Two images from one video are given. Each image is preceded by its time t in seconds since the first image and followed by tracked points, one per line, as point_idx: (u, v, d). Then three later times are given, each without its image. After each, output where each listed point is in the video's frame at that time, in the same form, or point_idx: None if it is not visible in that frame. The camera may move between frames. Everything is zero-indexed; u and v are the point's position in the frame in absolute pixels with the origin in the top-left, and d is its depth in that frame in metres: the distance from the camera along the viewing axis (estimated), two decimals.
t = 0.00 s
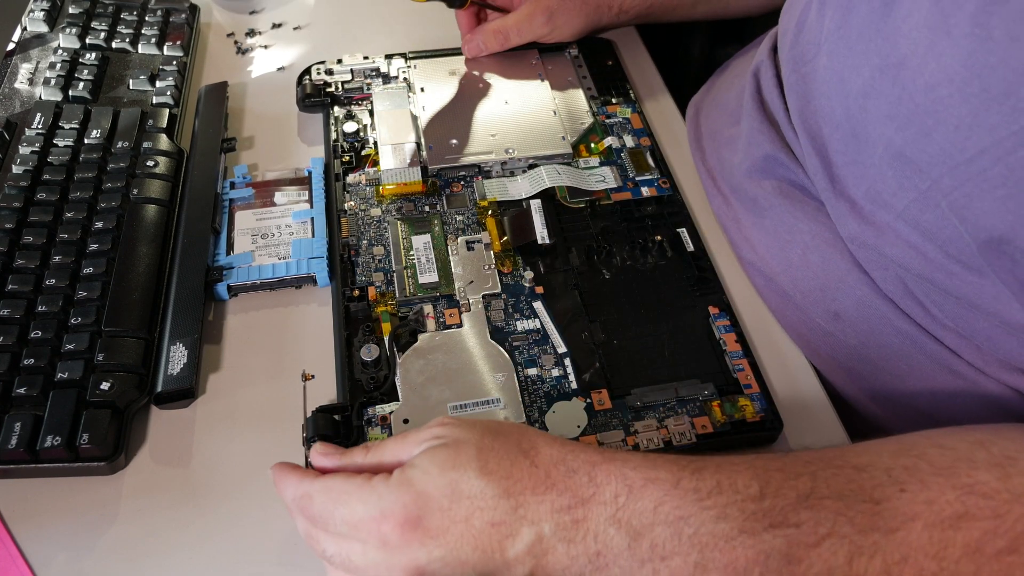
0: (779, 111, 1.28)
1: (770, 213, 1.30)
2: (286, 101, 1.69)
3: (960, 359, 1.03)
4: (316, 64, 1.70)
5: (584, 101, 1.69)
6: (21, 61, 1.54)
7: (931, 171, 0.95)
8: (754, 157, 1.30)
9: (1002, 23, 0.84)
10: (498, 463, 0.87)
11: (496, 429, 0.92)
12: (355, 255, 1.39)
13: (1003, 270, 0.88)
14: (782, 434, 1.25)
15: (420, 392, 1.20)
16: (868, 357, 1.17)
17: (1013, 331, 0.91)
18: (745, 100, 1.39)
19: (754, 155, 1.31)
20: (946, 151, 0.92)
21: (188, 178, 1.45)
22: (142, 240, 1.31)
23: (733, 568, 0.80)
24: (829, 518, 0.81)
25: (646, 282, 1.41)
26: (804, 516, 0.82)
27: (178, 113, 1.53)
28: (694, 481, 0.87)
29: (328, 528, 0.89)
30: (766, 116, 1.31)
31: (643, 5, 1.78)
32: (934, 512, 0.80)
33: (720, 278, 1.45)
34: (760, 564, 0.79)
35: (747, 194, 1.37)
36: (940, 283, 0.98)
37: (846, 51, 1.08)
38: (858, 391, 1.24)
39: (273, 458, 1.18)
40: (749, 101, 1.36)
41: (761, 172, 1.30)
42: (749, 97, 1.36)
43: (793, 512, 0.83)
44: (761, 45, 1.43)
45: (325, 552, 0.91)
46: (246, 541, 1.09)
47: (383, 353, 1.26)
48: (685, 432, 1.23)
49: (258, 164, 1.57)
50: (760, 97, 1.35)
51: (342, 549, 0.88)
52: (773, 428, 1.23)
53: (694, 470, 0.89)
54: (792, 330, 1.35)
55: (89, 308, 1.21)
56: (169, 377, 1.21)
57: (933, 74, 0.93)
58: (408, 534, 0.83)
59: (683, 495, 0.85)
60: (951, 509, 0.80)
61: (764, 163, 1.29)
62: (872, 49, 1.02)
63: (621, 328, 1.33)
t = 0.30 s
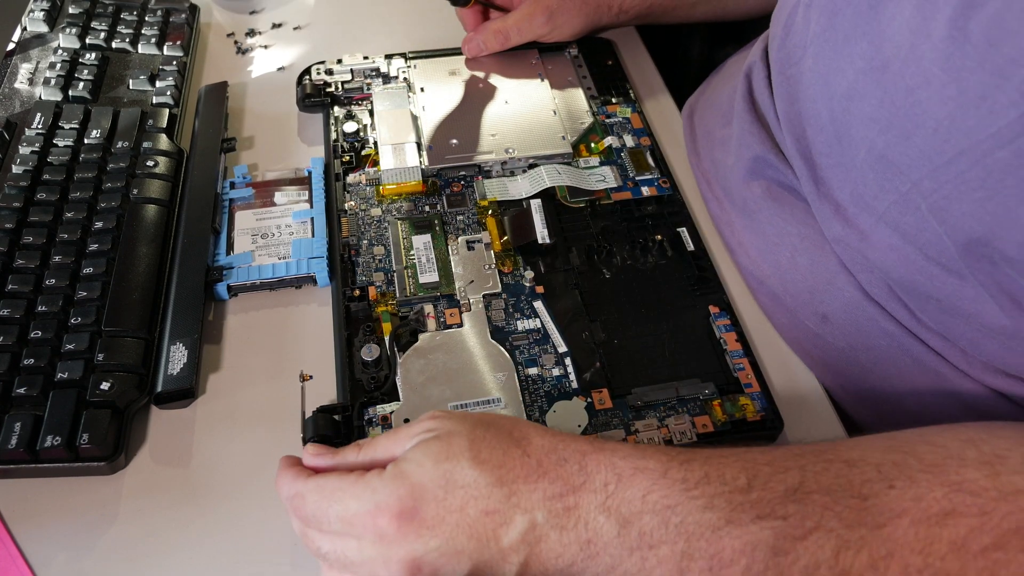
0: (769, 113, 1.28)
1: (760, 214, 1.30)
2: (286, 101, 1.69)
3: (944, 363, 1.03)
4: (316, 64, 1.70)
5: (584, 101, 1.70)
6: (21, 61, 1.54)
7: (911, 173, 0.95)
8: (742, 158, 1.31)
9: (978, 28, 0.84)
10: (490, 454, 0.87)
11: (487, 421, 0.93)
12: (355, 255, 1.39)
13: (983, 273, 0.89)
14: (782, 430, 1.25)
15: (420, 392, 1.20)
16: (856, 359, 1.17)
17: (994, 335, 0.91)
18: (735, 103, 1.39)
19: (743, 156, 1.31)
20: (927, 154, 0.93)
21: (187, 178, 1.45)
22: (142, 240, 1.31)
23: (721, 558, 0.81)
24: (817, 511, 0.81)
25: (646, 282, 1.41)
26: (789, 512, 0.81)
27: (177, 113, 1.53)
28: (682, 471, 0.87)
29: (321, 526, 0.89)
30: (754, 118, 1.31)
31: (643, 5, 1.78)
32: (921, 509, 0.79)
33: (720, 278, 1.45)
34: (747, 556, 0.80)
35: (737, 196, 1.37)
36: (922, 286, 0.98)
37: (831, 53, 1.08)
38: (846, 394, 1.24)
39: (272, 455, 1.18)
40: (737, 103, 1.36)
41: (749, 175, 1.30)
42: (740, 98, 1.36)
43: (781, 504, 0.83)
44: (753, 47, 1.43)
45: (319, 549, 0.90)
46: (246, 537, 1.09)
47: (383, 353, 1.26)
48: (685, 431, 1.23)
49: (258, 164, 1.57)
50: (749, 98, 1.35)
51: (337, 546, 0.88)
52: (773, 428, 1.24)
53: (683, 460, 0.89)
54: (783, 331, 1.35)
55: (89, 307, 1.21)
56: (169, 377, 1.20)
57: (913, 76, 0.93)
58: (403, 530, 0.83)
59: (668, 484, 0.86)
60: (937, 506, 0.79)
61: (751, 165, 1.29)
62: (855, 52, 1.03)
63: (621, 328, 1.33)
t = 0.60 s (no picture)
0: (764, 110, 1.29)
1: (755, 212, 1.30)
2: (286, 101, 1.69)
3: (939, 360, 1.02)
4: (316, 64, 1.70)
5: (584, 100, 1.70)
6: (21, 61, 1.54)
7: (905, 168, 0.95)
8: (737, 156, 1.31)
9: (970, 21, 0.85)
10: (485, 442, 0.88)
11: (480, 409, 0.93)
12: (355, 255, 1.39)
13: (976, 268, 0.88)
14: (784, 425, 1.26)
15: (420, 392, 1.19)
16: (852, 357, 1.17)
17: (988, 331, 0.91)
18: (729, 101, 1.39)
19: (738, 154, 1.31)
20: (919, 147, 0.93)
21: (188, 179, 1.45)
22: (142, 240, 1.31)
23: (713, 540, 0.82)
24: (808, 494, 0.82)
25: (646, 281, 1.41)
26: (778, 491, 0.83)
27: (178, 113, 1.53)
28: (675, 456, 0.88)
29: (319, 525, 0.89)
30: (748, 117, 1.32)
31: (643, 4, 1.78)
32: (911, 492, 0.79)
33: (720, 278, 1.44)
34: (740, 537, 0.81)
35: (732, 194, 1.37)
36: (916, 282, 0.98)
37: (823, 50, 1.08)
38: (842, 392, 1.24)
39: (272, 452, 1.18)
40: (732, 102, 1.36)
41: (744, 172, 1.30)
42: (736, 95, 1.36)
43: (773, 486, 0.83)
44: (748, 45, 1.43)
45: (319, 549, 0.90)
46: (246, 533, 1.09)
47: (383, 353, 1.26)
48: (686, 429, 1.23)
49: (258, 163, 1.57)
50: (743, 97, 1.35)
51: (337, 545, 0.88)
52: (773, 426, 1.25)
53: (675, 444, 0.90)
54: (779, 329, 1.35)
55: (89, 307, 1.21)
56: (169, 377, 1.20)
57: (905, 70, 0.93)
58: (402, 526, 0.83)
59: (662, 469, 0.87)
60: (928, 489, 0.79)
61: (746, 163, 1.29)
62: (847, 47, 1.03)
63: (621, 328, 1.33)
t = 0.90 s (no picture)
0: (768, 109, 1.29)
1: (759, 211, 1.30)
2: (286, 100, 1.70)
3: (944, 357, 1.03)
4: (316, 64, 1.70)
5: (584, 100, 1.70)
6: (21, 61, 1.54)
7: (910, 165, 0.95)
8: (742, 154, 1.31)
9: (975, 17, 0.86)
10: (468, 437, 0.87)
11: (463, 402, 0.93)
12: (356, 254, 1.40)
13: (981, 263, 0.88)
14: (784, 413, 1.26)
15: (421, 391, 1.19)
16: (858, 355, 1.17)
17: (993, 327, 0.91)
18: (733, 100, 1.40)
19: (742, 153, 1.31)
20: (925, 143, 0.93)
21: (187, 179, 1.45)
22: (142, 240, 1.31)
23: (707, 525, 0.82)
24: (799, 478, 0.81)
25: (646, 280, 1.41)
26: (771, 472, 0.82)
27: (177, 113, 1.53)
28: (670, 442, 0.88)
29: (311, 528, 0.90)
30: (752, 115, 1.32)
31: (643, 6, 1.79)
32: (902, 474, 0.79)
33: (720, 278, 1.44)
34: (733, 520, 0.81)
35: (736, 192, 1.37)
36: (921, 279, 0.99)
37: (828, 48, 1.09)
38: (845, 390, 1.24)
39: (272, 451, 1.18)
40: (736, 101, 1.37)
41: (748, 171, 1.30)
42: (740, 94, 1.37)
43: (764, 470, 0.83)
44: (751, 45, 1.43)
45: (313, 552, 0.91)
46: (246, 531, 1.09)
47: (383, 354, 1.26)
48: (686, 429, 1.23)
49: (258, 163, 1.57)
50: (747, 96, 1.36)
51: (329, 548, 0.89)
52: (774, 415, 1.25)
53: (666, 429, 0.90)
54: (782, 327, 1.35)
55: (89, 308, 1.21)
56: (169, 377, 1.20)
57: (911, 67, 0.94)
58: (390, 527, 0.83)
59: (654, 454, 0.86)
60: (918, 471, 0.78)
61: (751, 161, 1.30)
62: (853, 45, 1.03)
63: (622, 327, 1.33)
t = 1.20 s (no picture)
0: (772, 109, 1.29)
1: (762, 210, 1.30)
2: (286, 100, 1.69)
3: (947, 360, 1.05)
4: (316, 65, 1.71)
5: (584, 100, 1.70)
6: (21, 61, 1.54)
7: (920, 167, 0.95)
8: (745, 154, 1.31)
9: (986, 18, 0.85)
10: (485, 493, 0.79)
11: (493, 443, 0.84)
12: (358, 256, 1.39)
13: (992, 267, 0.89)
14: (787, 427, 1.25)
15: (425, 392, 1.19)
16: (860, 356, 1.18)
17: (1000, 329, 0.93)
18: (736, 101, 1.40)
19: (744, 153, 1.32)
20: (935, 145, 0.93)
21: (187, 179, 1.45)
22: (142, 240, 1.31)
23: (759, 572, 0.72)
24: (864, 534, 0.73)
25: (648, 281, 1.41)
26: (812, 497, 0.77)
27: (178, 113, 1.53)
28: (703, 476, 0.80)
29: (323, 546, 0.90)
30: (756, 115, 1.32)
31: (642, 6, 1.79)
32: (970, 525, 0.72)
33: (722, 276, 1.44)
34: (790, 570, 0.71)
35: (738, 192, 1.38)
36: (928, 283, 0.99)
37: (835, 48, 1.09)
38: (846, 391, 1.26)
39: (271, 450, 1.18)
40: (739, 101, 1.37)
41: (752, 171, 1.30)
42: (743, 94, 1.37)
43: (827, 530, 0.73)
44: (753, 45, 1.44)
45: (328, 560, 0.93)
46: (246, 531, 1.09)
47: (388, 354, 1.25)
48: (691, 429, 1.22)
49: (258, 164, 1.57)
50: (749, 96, 1.36)
51: (341, 560, 0.90)
52: (778, 426, 1.23)
53: (720, 485, 0.79)
54: (783, 329, 1.35)
55: (89, 308, 1.21)
56: (169, 377, 1.20)
57: (920, 69, 0.94)
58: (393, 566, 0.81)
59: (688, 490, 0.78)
60: (987, 521, 0.73)
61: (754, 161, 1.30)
62: (861, 45, 1.04)
63: (625, 327, 1.33)
